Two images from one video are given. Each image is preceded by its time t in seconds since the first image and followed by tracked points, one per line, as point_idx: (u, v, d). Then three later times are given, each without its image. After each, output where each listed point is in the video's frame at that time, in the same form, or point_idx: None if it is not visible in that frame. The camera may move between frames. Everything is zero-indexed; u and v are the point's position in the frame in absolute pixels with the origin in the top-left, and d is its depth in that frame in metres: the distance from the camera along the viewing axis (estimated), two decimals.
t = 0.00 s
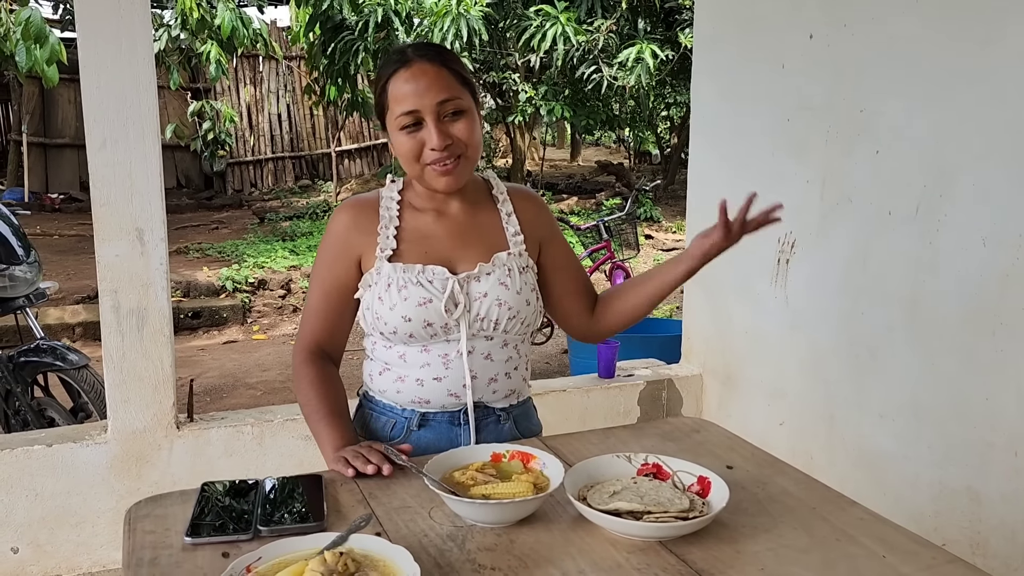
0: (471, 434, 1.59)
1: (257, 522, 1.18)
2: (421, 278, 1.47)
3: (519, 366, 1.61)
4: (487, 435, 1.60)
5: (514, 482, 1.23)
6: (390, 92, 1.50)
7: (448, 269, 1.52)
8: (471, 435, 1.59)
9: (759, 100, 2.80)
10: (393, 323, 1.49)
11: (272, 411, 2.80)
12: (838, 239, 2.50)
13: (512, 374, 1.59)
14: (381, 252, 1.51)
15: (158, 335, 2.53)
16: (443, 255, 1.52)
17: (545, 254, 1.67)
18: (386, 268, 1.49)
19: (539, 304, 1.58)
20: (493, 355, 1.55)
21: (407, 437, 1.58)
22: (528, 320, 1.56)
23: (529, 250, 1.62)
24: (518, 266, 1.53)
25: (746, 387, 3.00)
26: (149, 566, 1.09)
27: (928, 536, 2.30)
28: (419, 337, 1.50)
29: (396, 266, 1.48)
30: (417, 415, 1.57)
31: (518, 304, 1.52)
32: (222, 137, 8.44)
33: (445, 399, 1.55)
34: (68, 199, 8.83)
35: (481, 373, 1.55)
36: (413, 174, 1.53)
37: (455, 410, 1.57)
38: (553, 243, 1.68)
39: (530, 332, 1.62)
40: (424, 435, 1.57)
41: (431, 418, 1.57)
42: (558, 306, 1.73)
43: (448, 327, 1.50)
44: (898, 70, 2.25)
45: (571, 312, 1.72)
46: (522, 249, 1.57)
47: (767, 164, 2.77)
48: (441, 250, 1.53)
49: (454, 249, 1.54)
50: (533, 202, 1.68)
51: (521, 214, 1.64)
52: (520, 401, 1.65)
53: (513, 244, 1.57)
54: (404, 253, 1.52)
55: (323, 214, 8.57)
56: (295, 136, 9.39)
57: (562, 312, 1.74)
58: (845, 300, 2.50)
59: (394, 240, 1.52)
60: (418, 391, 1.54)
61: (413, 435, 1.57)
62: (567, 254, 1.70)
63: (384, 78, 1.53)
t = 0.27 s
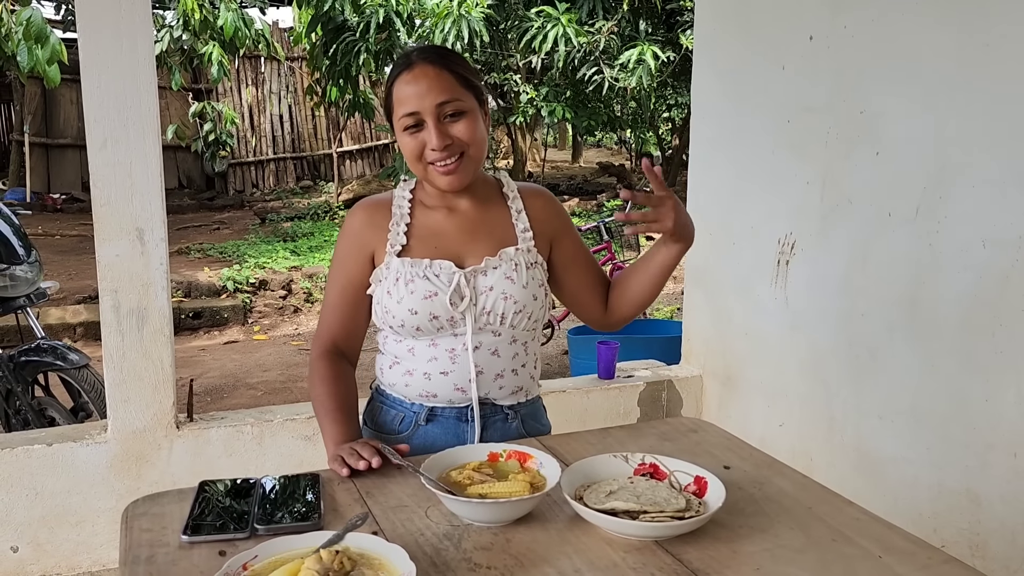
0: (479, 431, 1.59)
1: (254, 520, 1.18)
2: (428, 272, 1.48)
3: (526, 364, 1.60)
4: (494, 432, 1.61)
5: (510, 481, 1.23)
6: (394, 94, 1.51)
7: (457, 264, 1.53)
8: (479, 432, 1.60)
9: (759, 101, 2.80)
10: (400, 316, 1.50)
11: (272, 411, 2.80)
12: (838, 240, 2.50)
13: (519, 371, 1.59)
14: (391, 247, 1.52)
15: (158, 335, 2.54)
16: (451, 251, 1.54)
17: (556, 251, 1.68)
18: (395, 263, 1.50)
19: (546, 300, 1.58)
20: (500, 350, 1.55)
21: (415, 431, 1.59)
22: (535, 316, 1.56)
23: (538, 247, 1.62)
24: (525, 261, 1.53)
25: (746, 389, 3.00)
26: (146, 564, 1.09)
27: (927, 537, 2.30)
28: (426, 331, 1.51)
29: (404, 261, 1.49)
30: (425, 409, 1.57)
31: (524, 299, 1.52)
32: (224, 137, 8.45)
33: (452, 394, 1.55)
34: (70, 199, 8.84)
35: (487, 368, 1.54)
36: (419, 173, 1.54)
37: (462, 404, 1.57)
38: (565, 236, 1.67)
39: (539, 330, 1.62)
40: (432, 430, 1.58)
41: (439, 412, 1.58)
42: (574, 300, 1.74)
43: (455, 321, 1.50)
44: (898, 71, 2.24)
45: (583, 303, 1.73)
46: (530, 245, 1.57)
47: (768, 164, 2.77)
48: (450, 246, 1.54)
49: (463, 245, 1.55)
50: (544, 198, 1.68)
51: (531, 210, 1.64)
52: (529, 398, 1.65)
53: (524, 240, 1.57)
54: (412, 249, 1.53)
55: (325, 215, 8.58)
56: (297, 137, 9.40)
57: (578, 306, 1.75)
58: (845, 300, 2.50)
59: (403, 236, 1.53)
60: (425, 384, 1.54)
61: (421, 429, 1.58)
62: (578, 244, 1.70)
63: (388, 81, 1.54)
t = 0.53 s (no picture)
0: (507, 419, 1.62)
1: (249, 520, 1.18)
2: (453, 266, 1.51)
3: (549, 352, 1.63)
4: (521, 420, 1.64)
5: (506, 480, 1.23)
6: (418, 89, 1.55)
7: (482, 257, 1.56)
8: (507, 420, 1.63)
9: (756, 102, 2.80)
10: (428, 308, 1.53)
11: (268, 412, 2.80)
12: (835, 241, 2.50)
13: (543, 359, 1.62)
14: (417, 242, 1.56)
15: (154, 335, 2.53)
16: (476, 243, 1.57)
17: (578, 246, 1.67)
18: (421, 257, 1.54)
19: (568, 292, 1.60)
20: (524, 341, 1.58)
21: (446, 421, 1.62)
22: (558, 308, 1.59)
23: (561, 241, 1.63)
24: (548, 254, 1.56)
25: (743, 389, 3.00)
26: (140, 563, 1.09)
27: (924, 537, 2.30)
28: (453, 322, 1.54)
29: (430, 255, 1.53)
30: (456, 399, 1.60)
31: (547, 292, 1.55)
32: (221, 139, 8.45)
33: (479, 383, 1.58)
34: (68, 201, 8.83)
35: (511, 358, 1.57)
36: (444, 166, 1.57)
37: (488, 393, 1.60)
38: (585, 233, 1.68)
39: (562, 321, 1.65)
40: (463, 419, 1.61)
41: (469, 401, 1.61)
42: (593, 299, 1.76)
43: (480, 312, 1.53)
44: (894, 72, 2.25)
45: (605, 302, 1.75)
46: (553, 240, 1.59)
47: (765, 165, 2.77)
48: (476, 239, 1.57)
49: (488, 238, 1.58)
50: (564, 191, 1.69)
51: (554, 206, 1.64)
52: (554, 385, 1.67)
53: (546, 234, 1.59)
54: (438, 243, 1.57)
55: (322, 216, 8.58)
56: (295, 138, 9.40)
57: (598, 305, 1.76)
58: (841, 302, 2.50)
59: (429, 230, 1.57)
60: (453, 375, 1.57)
61: (452, 419, 1.61)
62: (599, 243, 1.71)
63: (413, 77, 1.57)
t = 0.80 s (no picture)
0: (509, 413, 1.61)
1: (237, 525, 1.18)
2: (458, 265, 1.54)
3: (552, 348, 1.62)
4: (524, 414, 1.62)
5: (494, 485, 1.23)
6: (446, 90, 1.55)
7: (491, 258, 1.58)
8: (510, 413, 1.61)
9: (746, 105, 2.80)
10: (433, 305, 1.57)
11: (260, 416, 2.79)
12: (825, 243, 2.50)
13: (544, 357, 1.61)
14: (430, 239, 1.60)
15: (145, 339, 2.52)
16: (488, 244, 1.59)
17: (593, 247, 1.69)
18: (432, 255, 1.58)
19: (571, 296, 1.61)
20: (523, 340, 1.58)
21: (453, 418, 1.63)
22: (560, 309, 1.59)
23: (570, 245, 1.64)
24: (552, 259, 1.56)
25: (734, 392, 3.01)
26: (127, 569, 1.09)
27: (915, 539, 2.30)
28: (457, 320, 1.57)
29: (440, 253, 1.57)
30: (460, 396, 1.61)
31: (547, 295, 1.56)
32: (213, 141, 8.43)
33: (479, 381, 1.59)
34: (59, 203, 8.79)
35: (509, 357, 1.58)
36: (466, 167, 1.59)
37: (488, 390, 1.60)
38: (598, 236, 1.69)
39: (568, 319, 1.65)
40: (468, 416, 1.62)
41: (473, 398, 1.61)
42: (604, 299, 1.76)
43: (480, 312, 1.55)
44: (884, 75, 2.25)
45: (617, 300, 1.75)
46: (560, 244, 1.60)
47: (756, 168, 2.78)
48: (488, 239, 1.59)
49: (500, 239, 1.59)
50: (580, 195, 1.69)
51: (567, 208, 1.65)
52: (558, 378, 1.65)
53: (554, 237, 1.60)
54: (449, 242, 1.60)
55: (315, 219, 8.56)
56: (287, 140, 9.38)
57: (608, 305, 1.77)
58: (831, 305, 2.50)
59: (443, 227, 1.60)
60: (456, 372, 1.59)
61: (457, 415, 1.62)
62: (610, 244, 1.72)
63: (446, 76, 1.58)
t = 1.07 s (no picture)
0: (514, 409, 1.62)
1: (220, 532, 1.17)
2: (460, 265, 1.54)
3: (553, 347, 1.62)
4: (529, 410, 1.63)
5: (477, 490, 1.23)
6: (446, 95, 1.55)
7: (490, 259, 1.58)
8: (514, 410, 1.62)
9: (730, 109, 2.82)
10: (435, 303, 1.57)
11: (246, 421, 2.78)
12: (809, 247, 2.51)
13: (546, 355, 1.61)
14: (432, 238, 1.60)
15: (129, 344, 2.51)
16: (486, 245, 1.59)
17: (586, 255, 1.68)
18: (434, 254, 1.58)
19: (570, 298, 1.61)
20: (525, 339, 1.59)
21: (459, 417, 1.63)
22: (561, 309, 1.59)
23: (568, 250, 1.64)
24: (552, 263, 1.57)
25: (720, 394, 3.01)
26: None
27: (899, 540, 2.31)
28: (457, 318, 1.57)
29: (442, 253, 1.57)
30: (464, 394, 1.61)
31: (546, 297, 1.56)
32: (200, 145, 8.39)
33: (483, 379, 1.59)
34: (45, 208, 8.73)
35: (511, 356, 1.58)
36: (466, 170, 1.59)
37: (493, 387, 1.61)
38: (594, 243, 1.68)
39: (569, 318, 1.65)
40: (473, 414, 1.62)
41: (477, 396, 1.61)
42: (589, 302, 1.76)
43: (481, 311, 1.55)
44: (866, 78, 2.27)
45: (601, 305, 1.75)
46: (560, 248, 1.60)
47: (741, 171, 2.79)
48: (487, 241, 1.60)
49: (499, 240, 1.60)
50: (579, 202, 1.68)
51: (566, 213, 1.65)
52: (559, 374, 1.65)
53: (554, 241, 1.61)
54: (451, 240, 1.60)
55: (302, 222, 8.53)
56: (275, 144, 9.36)
57: (592, 307, 1.76)
58: (816, 307, 2.51)
59: (444, 228, 1.61)
60: (459, 370, 1.59)
61: (463, 414, 1.62)
62: (604, 249, 1.72)
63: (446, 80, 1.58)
